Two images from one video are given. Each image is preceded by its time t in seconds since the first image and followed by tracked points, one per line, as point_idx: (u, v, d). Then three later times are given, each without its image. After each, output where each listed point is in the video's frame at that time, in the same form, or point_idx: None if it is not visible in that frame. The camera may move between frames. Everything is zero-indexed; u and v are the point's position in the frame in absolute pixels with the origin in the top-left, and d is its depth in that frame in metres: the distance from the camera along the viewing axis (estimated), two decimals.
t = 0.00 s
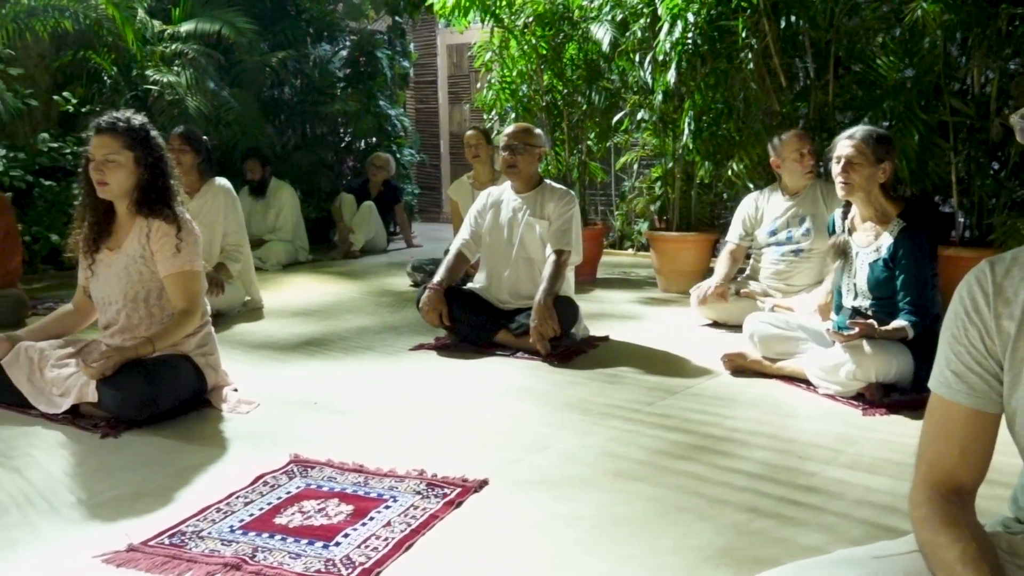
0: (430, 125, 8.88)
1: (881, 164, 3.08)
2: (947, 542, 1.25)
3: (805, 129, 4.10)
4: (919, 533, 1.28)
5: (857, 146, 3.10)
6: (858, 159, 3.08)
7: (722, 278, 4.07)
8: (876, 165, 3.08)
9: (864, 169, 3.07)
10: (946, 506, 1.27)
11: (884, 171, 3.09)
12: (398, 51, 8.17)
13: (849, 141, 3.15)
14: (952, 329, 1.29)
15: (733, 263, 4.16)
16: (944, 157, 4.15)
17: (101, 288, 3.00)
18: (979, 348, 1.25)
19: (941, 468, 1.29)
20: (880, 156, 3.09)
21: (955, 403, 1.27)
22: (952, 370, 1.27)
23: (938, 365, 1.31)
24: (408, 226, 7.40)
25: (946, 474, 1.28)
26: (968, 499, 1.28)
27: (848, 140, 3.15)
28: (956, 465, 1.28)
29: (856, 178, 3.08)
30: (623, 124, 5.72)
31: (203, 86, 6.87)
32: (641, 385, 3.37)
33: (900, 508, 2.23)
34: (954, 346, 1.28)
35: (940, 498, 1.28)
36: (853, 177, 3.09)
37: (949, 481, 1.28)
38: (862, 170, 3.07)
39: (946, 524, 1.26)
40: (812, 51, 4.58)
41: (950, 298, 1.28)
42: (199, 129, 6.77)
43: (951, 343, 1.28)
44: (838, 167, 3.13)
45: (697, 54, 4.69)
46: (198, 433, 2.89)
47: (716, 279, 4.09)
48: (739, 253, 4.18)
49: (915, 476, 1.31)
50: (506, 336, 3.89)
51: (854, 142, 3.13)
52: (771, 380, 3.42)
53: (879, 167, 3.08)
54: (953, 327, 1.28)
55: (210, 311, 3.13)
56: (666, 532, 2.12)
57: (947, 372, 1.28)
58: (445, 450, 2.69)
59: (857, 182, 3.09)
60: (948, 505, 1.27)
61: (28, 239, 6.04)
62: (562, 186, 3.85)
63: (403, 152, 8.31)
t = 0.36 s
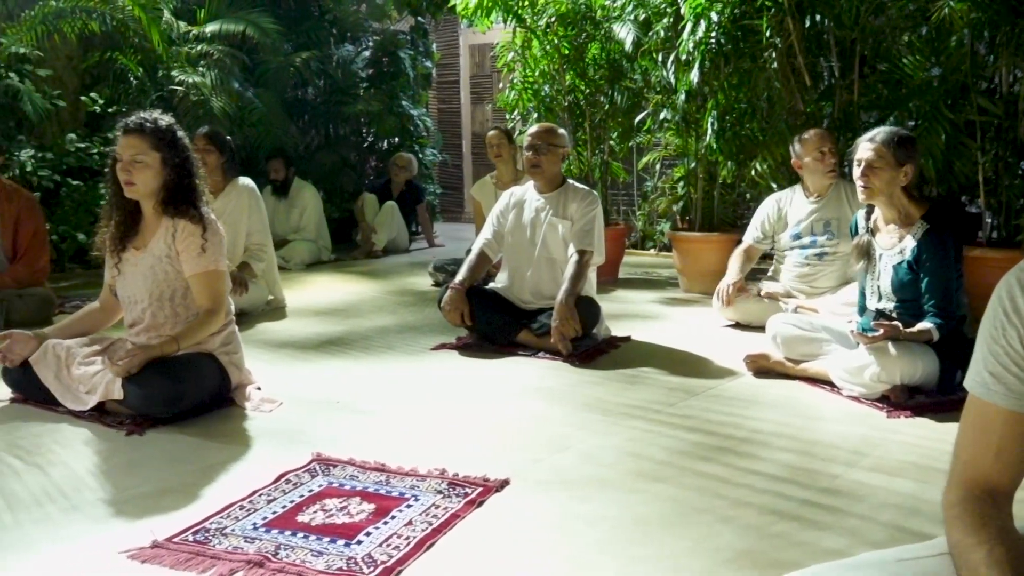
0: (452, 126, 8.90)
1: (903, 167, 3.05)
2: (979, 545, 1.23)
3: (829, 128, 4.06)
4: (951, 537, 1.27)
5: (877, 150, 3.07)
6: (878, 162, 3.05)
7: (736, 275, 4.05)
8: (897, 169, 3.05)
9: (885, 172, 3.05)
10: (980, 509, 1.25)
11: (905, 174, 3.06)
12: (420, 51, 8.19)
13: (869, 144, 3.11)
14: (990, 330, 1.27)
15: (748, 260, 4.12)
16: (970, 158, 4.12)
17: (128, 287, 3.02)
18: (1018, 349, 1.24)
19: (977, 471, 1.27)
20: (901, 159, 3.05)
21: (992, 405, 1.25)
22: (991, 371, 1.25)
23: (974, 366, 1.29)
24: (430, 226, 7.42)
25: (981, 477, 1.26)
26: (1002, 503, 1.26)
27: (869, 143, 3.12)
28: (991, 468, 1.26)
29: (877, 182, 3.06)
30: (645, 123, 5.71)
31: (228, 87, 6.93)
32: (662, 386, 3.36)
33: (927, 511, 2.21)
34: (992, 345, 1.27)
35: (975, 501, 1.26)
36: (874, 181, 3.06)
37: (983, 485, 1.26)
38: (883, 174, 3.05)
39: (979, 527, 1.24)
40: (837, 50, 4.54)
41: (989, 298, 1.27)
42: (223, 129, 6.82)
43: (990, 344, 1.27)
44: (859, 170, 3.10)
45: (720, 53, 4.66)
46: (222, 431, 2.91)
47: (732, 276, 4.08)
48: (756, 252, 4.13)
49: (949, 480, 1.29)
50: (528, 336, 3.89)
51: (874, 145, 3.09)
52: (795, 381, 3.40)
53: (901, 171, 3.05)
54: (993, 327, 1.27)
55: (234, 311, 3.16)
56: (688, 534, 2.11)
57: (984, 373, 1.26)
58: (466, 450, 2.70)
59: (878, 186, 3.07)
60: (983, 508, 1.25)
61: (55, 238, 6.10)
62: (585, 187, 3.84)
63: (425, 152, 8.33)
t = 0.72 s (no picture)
0: (473, 126, 8.90)
1: (926, 168, 3.02)
2: (1002, 547, 1.21)
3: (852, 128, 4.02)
4: (975, 542, 1.25)
5: (900, 151, 3.04)
6: (901, 163, 3.02)
7: (745, 278, 4.05)
8: (920, 170, 3.02)
9: (908, 174, 3.02)
10: (1002, 511, 1.23)
11: (928, 175, 3.03)
12: (442, 51, 8.21)
13: (892, 145, 3.09)
14: (1017, 331, 1.28)
15: (763, 258, 4.07)
16: (996, 158, 4.03)
17: (151, 286, 3.05)
18: None
19: (999, 473, 1.24)
20: (923, 160, 3.02)
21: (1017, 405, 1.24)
22: (1016, 371, 1.25)
23: (1001, 369, 1.29)
24: (451, 226, 7.43)
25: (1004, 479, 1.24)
26: None
27: (890, 144, 3.09)
28: (1015, 471, 1.23)
29: (900, 183, 3.03)
30: (667, 123, 5.69)
31: (251, 87, 6.99)
32: (683, 387, 3.34)
33: (949, 515, 2.19)
34: (1020, 347, 1.28)
35: (997, 503, 1.23)
36: (897, 183, 3.04)
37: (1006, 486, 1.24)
38: (906, 176, 3.02)
39: (1004, 531, 1.22)
40: (862, 49, 4.50)
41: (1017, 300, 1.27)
42: (246, 129, 6.86)
43: (1016, 346, 1.28)
44: (881, 172, 3.07)
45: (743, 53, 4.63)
46: (243, 429, 2.92)
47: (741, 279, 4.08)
48: (774, 248, 4.06)
49: (973, 482, 1.27)
50: (548, 336, 3.87)
51: (897, 146, 3.07)
52: (818, 383, 3.38)
53: (924, 172, 3.03)
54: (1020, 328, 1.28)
55: (255, 309, 3.17)
56: (707, 536, 2.10)
57: (1010, 374, 1.26)
58: (485, 449, 2.70)
59: (901, 188, 3.04)
60: (1006, 510, 1.23)
61: (81, 237, 6.17)
62: (605, 187, 3.83)
63: (446, 152, 8.34)
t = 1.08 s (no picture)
0: (494, 126, 8.91)
1: (963, 168, 3.00)
2: None
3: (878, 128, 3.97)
4: (1008, 544, 1.27)
5: (940, 147, 3.02)
6: (940, 160, 2.99)
7: (774, 275, 3.99)
8: (957, 169, 3.00)
9: (945, 171, 3.00)
10: None
11: (963, 175, 3.01)
12: (463, 51, 8.23)
13: (931, 140, 3.06)
14: None
15: (792, 257, 4.05)
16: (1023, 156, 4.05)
17: (174, 284, 3.07)
18: None
19: None
20: (962, 158, 3.00)
21: None
22: None
23: None
24: (472, 226, 7.44)
25: None
26: None
27: (931, 139, 3.07)
28: None
29: (936, 180, 3.01)
30: (689, 123, 5.67)
31: (273, 88, 7.03)
32: (704, 387, 3.33)
33: (974, 519, 2.17)
34: None
35: None
36: (933, 179, 3.01)
37: None
38: (943, 173, 3.00)
39: None
40: (886, 48, 4.46)
41: None
42: (268, 130, 6.90)
43: None
44: (917, 166, 3.04)
45: (765, 52, 4.59)
46: (266, 427, 2.94)
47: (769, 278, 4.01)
48: (802, 246, 4.05)
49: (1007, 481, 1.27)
50: (568, 336, 3.85)
51: (937, 142, 3.04)
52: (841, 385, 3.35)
53: (961, 171, 3.00)
54: None
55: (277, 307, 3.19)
56: (729, 537, 2.09)
57: None
58: (505, 449, 2.70)
59: (936, 184, 3.02)
60: None
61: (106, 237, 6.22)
62: (626, 187, 3.82)
63: (467, 152, 8.35)
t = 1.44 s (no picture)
0: (516, 126, 8.91)
1: (985, 172, 2.94)
2: None
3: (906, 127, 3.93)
4: None
5: (961, 153, 2.95)
6: (961, 166, 2.93)
7: (798, 275, 3.97)
8: (979, 174, 2.94)
9: (967, 177, 2.94)
10: None
11: (987, 179, 2.95)
12: (486, 51, 8.24)
13: (952, 146, 2.99)
14: None
15: (816, 255, 4.03)
16: None
17: (198, 283, 3.10)
18: None
19: None
20: (984, 163, 2.94)
21: None
22: None
23: None
24: (494, 226, 7.44)
25: None
26: None
27: (951, 144, 3.00)
28: None
29: (958, 186, 2.96)
30: (711, 123, 5.65)
31: (297, 89, 7.07)
32: (727, 389, 3.31)
33: (1002, 523, 2.14)
34: None
35: None
36: (956, 185, 2.96)
37: None
38: (965, 179, 2.94)
39: None
40: (912, 48, 4.42)
41: None
42: (292, 130, 6.94)
43: None
44: (939, 172, 2.99)
45: (790, 51, 4.55)
46: (288, 426, 2.96)
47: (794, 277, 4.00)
48: (827, 245, 4.02)
49: None
50: (591, 336, 3.86)
51: (958, 147, 2.97)
52: (865, 387, 3.33)
53: (983, 176, 2.95)
54: None
55: (300, 306, 3.20)
56: (752, 539, 2.08)
57: None
58: (527, 449, 2.70)
59: (958, 190, 2.97)
60: None
61: (132, 236, 6.26)
62: (649, 188, 3.80)
63: (490, 152, 8.36)
